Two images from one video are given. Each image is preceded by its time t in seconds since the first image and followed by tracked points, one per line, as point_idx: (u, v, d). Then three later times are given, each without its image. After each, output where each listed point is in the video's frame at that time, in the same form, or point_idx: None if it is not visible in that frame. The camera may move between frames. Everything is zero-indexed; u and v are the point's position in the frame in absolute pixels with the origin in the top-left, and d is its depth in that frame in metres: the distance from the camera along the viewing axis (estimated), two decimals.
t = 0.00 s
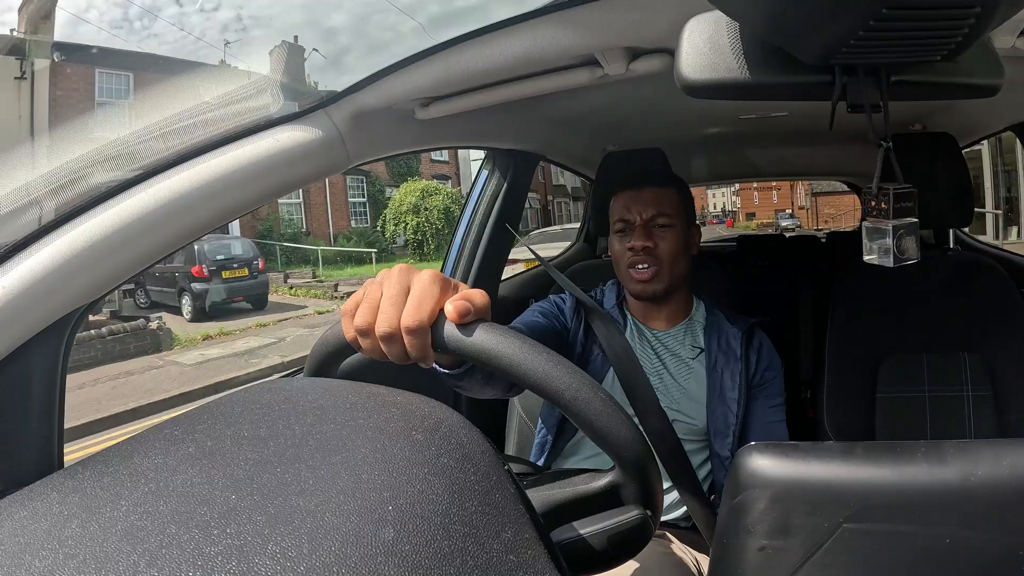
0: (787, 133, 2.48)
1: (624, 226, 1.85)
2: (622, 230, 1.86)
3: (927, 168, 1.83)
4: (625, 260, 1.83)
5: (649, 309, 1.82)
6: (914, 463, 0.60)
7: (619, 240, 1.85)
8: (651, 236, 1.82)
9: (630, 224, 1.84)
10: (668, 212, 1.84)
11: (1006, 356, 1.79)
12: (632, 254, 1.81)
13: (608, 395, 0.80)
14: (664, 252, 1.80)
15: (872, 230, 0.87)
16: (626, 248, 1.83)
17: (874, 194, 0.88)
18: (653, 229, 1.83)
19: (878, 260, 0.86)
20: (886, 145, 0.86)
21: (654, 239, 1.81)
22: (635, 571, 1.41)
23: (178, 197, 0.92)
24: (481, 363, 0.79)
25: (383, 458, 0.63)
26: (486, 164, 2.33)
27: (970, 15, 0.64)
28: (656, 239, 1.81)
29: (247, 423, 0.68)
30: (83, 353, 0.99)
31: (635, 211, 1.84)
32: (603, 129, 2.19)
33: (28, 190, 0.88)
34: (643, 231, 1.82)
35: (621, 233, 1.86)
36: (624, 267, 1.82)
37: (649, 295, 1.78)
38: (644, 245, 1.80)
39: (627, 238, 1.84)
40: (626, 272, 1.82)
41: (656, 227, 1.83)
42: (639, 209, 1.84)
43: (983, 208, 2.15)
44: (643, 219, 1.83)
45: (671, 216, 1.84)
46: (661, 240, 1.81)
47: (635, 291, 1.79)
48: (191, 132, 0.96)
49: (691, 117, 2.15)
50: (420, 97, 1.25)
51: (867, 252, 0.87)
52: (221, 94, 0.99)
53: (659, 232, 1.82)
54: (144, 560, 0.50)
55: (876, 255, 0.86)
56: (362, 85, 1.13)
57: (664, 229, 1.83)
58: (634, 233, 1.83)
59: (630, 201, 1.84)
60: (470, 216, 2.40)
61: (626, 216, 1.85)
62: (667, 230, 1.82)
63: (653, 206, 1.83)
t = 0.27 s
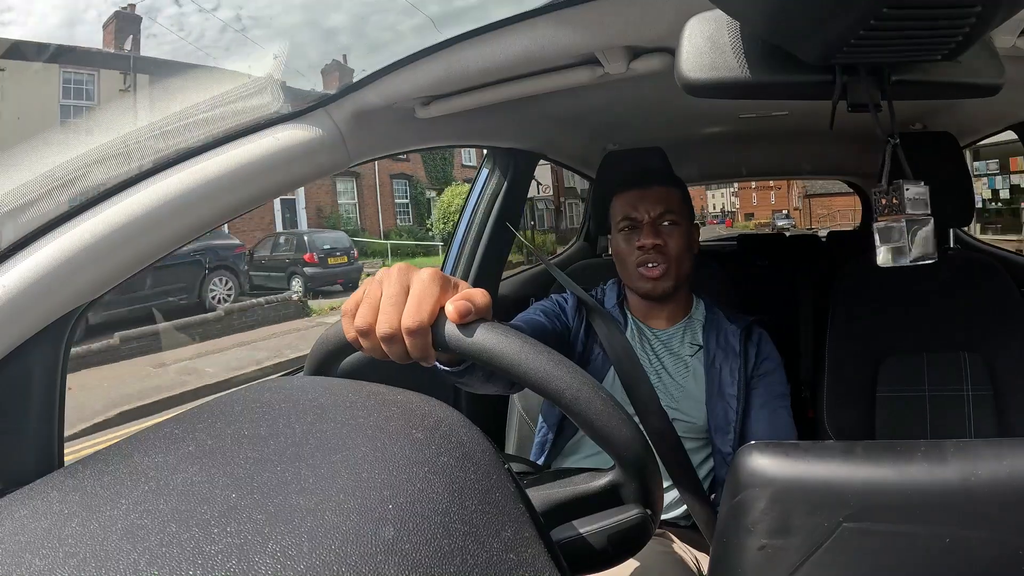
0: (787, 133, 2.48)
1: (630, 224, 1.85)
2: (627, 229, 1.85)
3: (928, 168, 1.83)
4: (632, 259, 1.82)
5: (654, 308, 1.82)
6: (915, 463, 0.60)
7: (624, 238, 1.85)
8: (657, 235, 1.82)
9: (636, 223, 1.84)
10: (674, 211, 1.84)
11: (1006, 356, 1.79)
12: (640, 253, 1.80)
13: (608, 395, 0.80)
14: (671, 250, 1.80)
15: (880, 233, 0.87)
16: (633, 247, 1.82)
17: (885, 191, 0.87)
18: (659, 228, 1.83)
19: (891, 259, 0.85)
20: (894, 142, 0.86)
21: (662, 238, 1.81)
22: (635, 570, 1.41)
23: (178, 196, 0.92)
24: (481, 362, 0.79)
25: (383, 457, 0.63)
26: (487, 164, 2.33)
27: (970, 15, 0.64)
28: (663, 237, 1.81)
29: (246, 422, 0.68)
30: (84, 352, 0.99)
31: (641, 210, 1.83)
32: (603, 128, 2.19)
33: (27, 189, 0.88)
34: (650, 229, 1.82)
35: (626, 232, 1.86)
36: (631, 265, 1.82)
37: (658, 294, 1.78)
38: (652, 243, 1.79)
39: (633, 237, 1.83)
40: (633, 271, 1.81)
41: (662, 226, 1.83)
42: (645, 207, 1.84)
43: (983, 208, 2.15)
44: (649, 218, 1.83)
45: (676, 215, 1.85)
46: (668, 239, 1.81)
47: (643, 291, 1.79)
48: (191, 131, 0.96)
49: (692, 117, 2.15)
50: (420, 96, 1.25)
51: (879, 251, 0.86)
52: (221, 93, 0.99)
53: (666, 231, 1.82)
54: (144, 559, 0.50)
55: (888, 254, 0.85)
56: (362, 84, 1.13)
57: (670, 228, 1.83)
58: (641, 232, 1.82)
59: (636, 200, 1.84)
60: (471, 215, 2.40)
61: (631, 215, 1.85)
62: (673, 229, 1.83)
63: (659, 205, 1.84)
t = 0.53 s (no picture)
0: (787, 133, 2.48)
1: (628, 227, 1.85)
2: (627, 231, 1.85)
3: (929, 169, 1.83)
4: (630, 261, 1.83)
5: (654, 310, 1.82)
6: (914, 463, 0.60)
7: (624, 241, 1.85)
8: (656, 238, 1.82)
9: (636, 226, 1.84)
10: (673, 214, 1.84)
11: (1006, 356, 1.78)
12: (639, 256, 1.81)
13: (608, 395, 0.80)
14: (669, 254, 1.81)
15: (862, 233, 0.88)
16: (633, 250, 1.82)
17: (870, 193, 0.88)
18: (658, 231, 1.83)
19: (869, 258, 0.86)
20: (883, 144, 0.87)
21: (661, 241, 1.81)
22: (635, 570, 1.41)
23: (179, 195, 0.92)
24: (481, 362, 0.79)
25: (383, 457, 0.63)
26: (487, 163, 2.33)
27: (971, 16, 0.64)
28: (661, 241, 1.81)
29: (244, 422, 0.68)
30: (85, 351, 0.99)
31: (640, 213, 1.84)
32: (603, 129, 2.19)
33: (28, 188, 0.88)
34: (648, 232, 1.82)
35: (626, 234, 1.86)
36: (629, 268, 1.82)
37: (655, 297, 1.78)
38: (650, 247, 1.80)
39: (633, 240, 1.84)
40: (631, 274, 1.82)
41: (662, 229, 1.83)
42: (644, 210, 1.84)
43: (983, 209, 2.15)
44: (649, 221, 1.83)
45: (676, 218, 1.85)
46: (666, 242, 1.81)
47: (642, 293, 1.79)
48: (192, 130, 0.96)
49: (692, 117, 2.15)
50: (421, 96, 1.25)
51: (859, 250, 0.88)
52: (222, 92, 0.99)
53: (665, 234, 1.82)
54: (143, 558, 0.50)
55: (866, 254, 0.87)
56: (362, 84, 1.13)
57: (669, 231, 1.83)
58: (640, 235, 1.83)
59: (635, 203, 1.84)
60: (471, 215, 2.40)
61: (630, 217, 1.85)
62: (673, 232, 1.83)
63: (659, 208, 1.84)
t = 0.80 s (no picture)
0: (787, 133, 2.48)
1: (626, 227, 1.85)
2: (624, 231, 1.85)
3: (929, 169, 1.83)
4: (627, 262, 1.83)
5: (652, 310, 1.82)
6: (914, 463, 0.60)
7: (622, 242, 1.85)
8: (653, 238, 1.82)
9: (633, 226, 1.84)
10: (671, 214, 1.85)
11: (1005, 356, 1.79)
12: (636, 256, 1.81)
13: (606, 393, 0.80)
14: (666, 255, 1.81)
15: (885, 234, 0.86)
16: (630, 250, 1.82)
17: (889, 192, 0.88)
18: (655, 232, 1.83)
19: (894, 261, 0.85)
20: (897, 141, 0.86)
21: (658, 242, 1.81)
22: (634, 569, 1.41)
23: (178, 192, 0.91)
24: (478, 360, 0.79)
25: (382, 454, 0.63)
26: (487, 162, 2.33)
27: (972, 16, 0.64)
28: (658, 241, 1.81)
29: (243, 419, 0.68)
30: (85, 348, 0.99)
31: (637, 213, 1.84)
32: (603, 127, 2.19)
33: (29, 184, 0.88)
34: (645, 233, 1.82)
35: (623, 234, 1.86)
36: (625, 268, 1.83)
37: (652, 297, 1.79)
38: (646, 247, 1.80)
39: (630, 240, 1.84)
40: (627, 274, 1.83)
41: (660, 229, 1.83)
42: (641, 210, 1.83)
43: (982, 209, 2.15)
44: (646, 221, 1.83)
45: (674, 218, 1.85)
46: (663, 243, 1.81)
47: (638, 293, 1.80)
48: (192, 127, 0.96)
49: (692, 116, 2.15)
50: (421, 94, 1.26)
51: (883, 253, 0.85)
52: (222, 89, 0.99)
53: (663, 234, 1.82)
54: (142, 556, 0.50)
55: (891, 256, 0.85)
56: (362, 83, 1.13)
57: (666, 232, 1.83)
58: (638, 235, 1.83)
59: (633, 203, 1.84)
60: (470, 213, 2.40)
61: (628, 217, 1.85)
62: (671, 232, 1.83)
63: (657, 208, 1.83)
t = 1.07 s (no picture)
0: (787, 132, 2.48)
1: (639, 228, 1.85)
2: (637, 232, 1.85)
3: (929, 169, 1.82)
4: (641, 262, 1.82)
5: (659, 310, 1.83)
6: (914, 463, 0.60)
7: (634, 243, 1.84)
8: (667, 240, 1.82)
9: (648, 227, 1.84)
10: (686, 216, 1.85)
11: (1005, 356, 1.79)
12: (652, 259, 1.80)
13: (606, 391, 0.80)
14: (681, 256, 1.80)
15: (873, 234, 0.87)
16: (645, 252, 1.81)
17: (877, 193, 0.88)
18: (670, 233, 1.82)
19: (879, 260, 0.86)
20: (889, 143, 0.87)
21: (675, 244, 1.81)
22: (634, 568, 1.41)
23: (178, 191, 0.91)
24: (477, 359, 0.79)
25: (382, 454, 0.63)
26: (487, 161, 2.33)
27: (973, 15, 0.64)
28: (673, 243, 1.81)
29: (242, 418, 0.68)
30: (86, 346, 0.99)
31: (653, 215, 1.83)
32: (603, 126, 2.19)
33: (27, 184, 0.89)
34: (660, 234, 1.82)
35: (636, 236, 1.85)
36: (638, 269, 1.82)
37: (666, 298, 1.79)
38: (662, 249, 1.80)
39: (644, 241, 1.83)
40: (640, 275, 1.82)
41: (675, 231, 1.82)
42: (656, 212, 1.84)
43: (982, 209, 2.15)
44: (661, 223, 1.83)
45: (688, 219, 1.85)
46: (678, 244, 1.81)
47: (651, 294, 1.79)
48: (190, 126, 0.96)
49: (692, 115, 2.15)
50: (420, 93, 1.25)
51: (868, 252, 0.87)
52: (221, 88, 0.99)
53: (678, 236, 1.82)
54: (142, 555, 0.50)
55: (876, 256, 0.86)
56: (361, 81, 1.13)
57: (681, 233, 1.83)
58: (653, 237, 1.82)
59: (648, 204, 1.84)
60: (470, 213, 2.40)
61: (642, 218, 1.85)
62: (686, 234, 1.83)
63: (673, 210, 1.84)
